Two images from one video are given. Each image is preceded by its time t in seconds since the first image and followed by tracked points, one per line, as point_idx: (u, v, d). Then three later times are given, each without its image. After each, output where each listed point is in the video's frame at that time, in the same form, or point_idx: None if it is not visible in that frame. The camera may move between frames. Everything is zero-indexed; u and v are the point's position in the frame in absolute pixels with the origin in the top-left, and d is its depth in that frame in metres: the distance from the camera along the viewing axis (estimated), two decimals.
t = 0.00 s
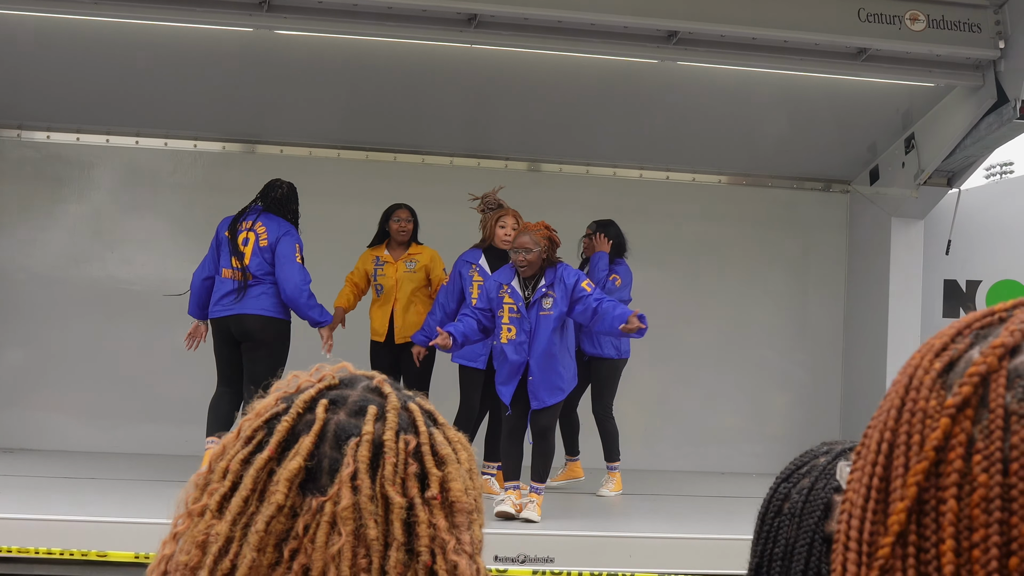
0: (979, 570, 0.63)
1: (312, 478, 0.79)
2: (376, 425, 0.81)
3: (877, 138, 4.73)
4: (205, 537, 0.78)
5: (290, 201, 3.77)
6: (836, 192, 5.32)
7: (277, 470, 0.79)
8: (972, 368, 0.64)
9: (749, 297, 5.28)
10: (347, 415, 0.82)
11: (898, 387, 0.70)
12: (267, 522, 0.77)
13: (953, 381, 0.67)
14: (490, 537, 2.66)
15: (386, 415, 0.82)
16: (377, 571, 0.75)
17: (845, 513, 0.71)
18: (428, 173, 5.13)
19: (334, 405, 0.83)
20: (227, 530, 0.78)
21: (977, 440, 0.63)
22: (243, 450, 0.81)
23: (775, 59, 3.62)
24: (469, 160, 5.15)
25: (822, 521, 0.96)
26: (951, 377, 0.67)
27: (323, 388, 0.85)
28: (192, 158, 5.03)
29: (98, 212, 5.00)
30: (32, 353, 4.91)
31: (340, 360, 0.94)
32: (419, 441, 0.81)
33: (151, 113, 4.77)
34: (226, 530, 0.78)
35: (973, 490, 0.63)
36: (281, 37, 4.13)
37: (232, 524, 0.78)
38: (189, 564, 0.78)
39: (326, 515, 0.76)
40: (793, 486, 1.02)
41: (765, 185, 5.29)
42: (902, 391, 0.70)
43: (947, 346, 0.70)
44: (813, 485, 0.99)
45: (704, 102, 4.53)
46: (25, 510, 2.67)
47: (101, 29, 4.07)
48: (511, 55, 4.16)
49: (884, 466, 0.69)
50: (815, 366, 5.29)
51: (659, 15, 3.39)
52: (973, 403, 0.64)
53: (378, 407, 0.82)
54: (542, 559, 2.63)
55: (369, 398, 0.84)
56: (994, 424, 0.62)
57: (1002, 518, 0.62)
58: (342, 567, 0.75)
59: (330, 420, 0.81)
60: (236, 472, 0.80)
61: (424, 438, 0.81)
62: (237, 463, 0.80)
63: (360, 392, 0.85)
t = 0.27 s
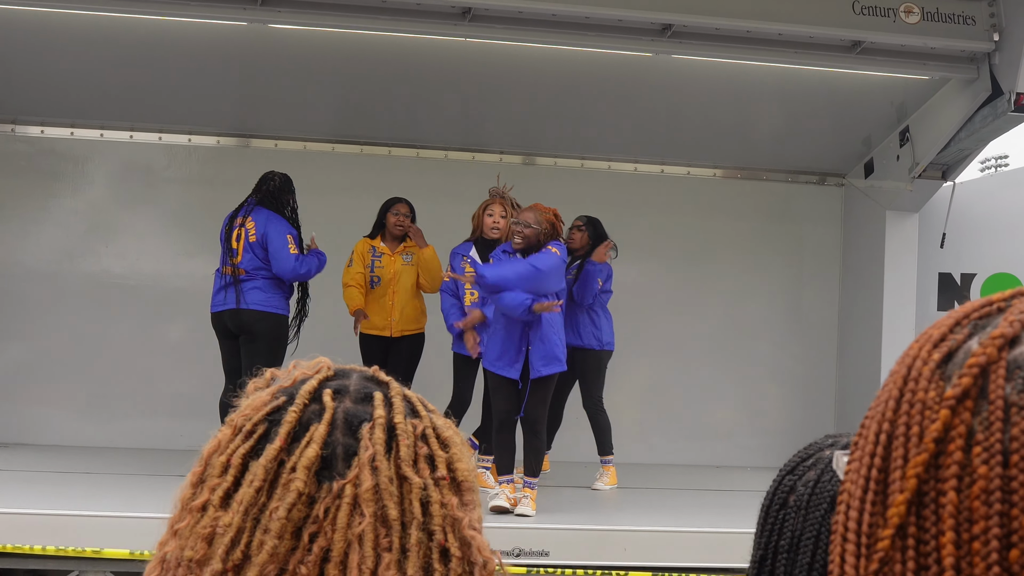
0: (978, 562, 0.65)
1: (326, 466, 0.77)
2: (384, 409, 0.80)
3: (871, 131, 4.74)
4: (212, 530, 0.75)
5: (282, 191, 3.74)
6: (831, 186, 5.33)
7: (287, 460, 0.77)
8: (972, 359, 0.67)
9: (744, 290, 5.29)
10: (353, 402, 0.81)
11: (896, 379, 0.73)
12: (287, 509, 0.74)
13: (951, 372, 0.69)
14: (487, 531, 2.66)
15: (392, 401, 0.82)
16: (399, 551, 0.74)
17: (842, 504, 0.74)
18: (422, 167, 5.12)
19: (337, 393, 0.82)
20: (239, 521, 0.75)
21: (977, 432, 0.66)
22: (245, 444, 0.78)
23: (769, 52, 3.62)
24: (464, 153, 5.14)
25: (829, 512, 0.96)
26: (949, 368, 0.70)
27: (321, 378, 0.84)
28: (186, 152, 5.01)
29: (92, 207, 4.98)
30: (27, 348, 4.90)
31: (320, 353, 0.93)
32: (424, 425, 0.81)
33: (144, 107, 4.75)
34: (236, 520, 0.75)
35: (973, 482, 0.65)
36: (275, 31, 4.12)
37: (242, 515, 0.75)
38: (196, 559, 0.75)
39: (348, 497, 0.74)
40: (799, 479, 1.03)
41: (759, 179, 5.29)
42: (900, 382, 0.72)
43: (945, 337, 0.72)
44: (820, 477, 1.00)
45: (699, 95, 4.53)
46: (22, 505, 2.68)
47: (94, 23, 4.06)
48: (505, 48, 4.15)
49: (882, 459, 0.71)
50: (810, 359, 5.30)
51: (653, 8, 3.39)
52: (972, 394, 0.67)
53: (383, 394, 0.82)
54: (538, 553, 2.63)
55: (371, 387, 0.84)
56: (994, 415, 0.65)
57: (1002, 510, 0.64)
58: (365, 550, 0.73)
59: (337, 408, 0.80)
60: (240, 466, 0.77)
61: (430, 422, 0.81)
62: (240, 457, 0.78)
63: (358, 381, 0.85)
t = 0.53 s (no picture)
0: (979, 554, 0.63)
1: (321, 458, 0.77)
2: (378, 401, 0.81)
3: (867, 125, 4.74)
4: (207, 524, 0.76)
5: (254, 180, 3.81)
6: (826, 180, 5.33)
7: (282, 453, 0.77)
8: (970, 351, 0.66)
9: (739, 284, 5.30)
10: (346, 394, 0.81)
11: (893, 372, 0.71)
12: (283, 503, 0.74)
13: (948, 364, 0.68)
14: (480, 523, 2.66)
15: (384, 393, 0.82)
16: (394, 542, 0.75)
17: (838, 499, 0.73)
18: (418, 158, 5.11)
19: (330, 385, 0.83)
20: (233, 515, 0.75)
21: (975, 424, 0.64)
22: (239, 438, 0.79)
23: (766, 46, 3.62)
24: (459, 145, 5.13)
25: (827, 506, 0.97)
26: (946, 362, 0.68)
27: (314, 370, 0.84)
28: (181, 143, 4.99)
29: (87, 197, 4.97)
30: (22, 338, 4.89)
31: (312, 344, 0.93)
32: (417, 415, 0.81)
33: (139, 97, 4.73)
34: (231, 515, 0.75)
35: (972, 474, 0.64)
36: (270, 21, 4.10)
37: (237, 509, 0.75)
38: (192, 552, 0.75)
39: (342, 490, 0.75)
40: (795, 471, 1.04)
41: (755, 172, 5.30)
42: (897, 375, 0.71)
43: (941, 330, 0.71)
44: (818, 471, 1.01)
45: (696, 87, 4.52)
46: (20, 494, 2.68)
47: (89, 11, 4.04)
48: (502, 40, 4.14)
49: (880, 453, 0.70)
50: (804, 353, 5.32)
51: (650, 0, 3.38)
52: (970, 386, 0.65)
53: (375, 385, 0.82)
54: (531, 545, 2.64)
55: (363, 377, 0.84)
56: (992, 407, 0.64)
57: (1002, 503, 0.63)
58: (360, 542, 0.74)
59: (331, 401, 0.80)
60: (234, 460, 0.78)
61: (422, 413, 0.81)
62: (234, 451, 0.78)
63: (350, 371, 0.85)
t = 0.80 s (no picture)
0: (973, 560, 0.69)
1: (314, 460, 0.77)
2: (371, 402, 0.80)
3: (862, 122, 4.74)
4: (200, 525, 0.76)
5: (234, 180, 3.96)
6: (821, 177, 5.33)
7: (276, 455, 0.77)
8: (965, 359, 0.70)
9: (734, 280, 5.31)
10: (340, 395, 0.81)
11: (885, 379, 0.76)
12: (276, 505, 0.74)
13: (942, 371, 0.73)
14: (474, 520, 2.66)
15: (378, 394, 0.81)
16: (387, 545, 0.75)
17: (831, 505, 0.77)
18: (412, 155, 5.10)
19: (324, 387, 0.82)
20: (227, 517, 0.75)
21: (969, 431, 0.69)
22: (231, 440, 0.78)
23: (761, 43, 3.61)
24: (454, 142, 5.11)
25: (811, 507, 1.01)
26: (939, 368, 0.73)
27: (308, 371, 0.83)
28: (175, 139, 4.97)
29: (81, 194, 4.94)
30: (16, 335, 4.88)
31: (306, 344, 0.92)
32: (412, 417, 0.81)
33: (134, 93, 4.71)
34: (225, 516, 0.75)
35: (967, 481, 0.69)
36: (265, 17, 4.08)
37: (230, 510, 0.75)
38: (185, 554, 0.75)
39: (335, 492, 0.74)
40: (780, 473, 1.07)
41: (750, 169, 5.30)
42: (890, 383, 0.75)
43: (933, 337, 0.75)
44: (801, 471, 1.04)
45: (691, 84, 4.52)
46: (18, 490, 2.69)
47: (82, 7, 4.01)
48: (497, 36, 4.13)
49: (873, 459, 0.74)
50: (798, 350, 5.33)
51: None
52: (964, 394, 0.70)
53: (369, 386, 0.82)
54: (524, 542, 2.64)
55: (358, 379, 0.84)
56: (986, 414, 0.69)
57: (996, 509, 0.68)
58: (354, 545, 0.74)
59: (325, 402, 0.80)
60: (228, 461, 0.77)
61: (417, 414, 0.81)
62: (227, 452, 0.77)
63: (345, 373, 0.84)
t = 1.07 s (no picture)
0: (979, 562, 0.63)
1: (308, 456, 0.77)
2: (367, 399, 0.80)
3: (857, 120, 4.75)
4: (193, 521, 0.75)
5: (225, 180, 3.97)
6: (815, 175, 5.35)
7: (269, 451, 0.76)
8: (970, 358, 0.65)
9: (729, 279, 5.31)
10: (335, 392, 0.81)
11: (887, 377, 0.70)
12: (268, 501, 0.74)
13: (946, 371, 0.67)
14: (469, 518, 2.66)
15: (374, 391, 0.81)
16: (380, 542, 0.74)
17: (831, 502, 0.71)
18: (408, 153, 5.09)
19: (320, 383, 0.82)
20: (220, 512, 0.74)
21: (976, 431, 0.63)
22: (226, 435, 0.78)
23: (756, 41, 3.62)
24: (449, 140, 5.11)
25: (797, 505, 0.99)
26: (944, 368, 0.68)
27: (304, 367, 0.84)
28: (170, 137, 4.96)
29: (75, 191, 4.93)
30: (10, 333, 4.86)
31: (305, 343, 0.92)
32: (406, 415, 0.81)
33: (128, 91, 4.69)
34: (217, 512, 0.74)
35: (973, 483, 0.63)
36: (259, 15, 4.07)
37: (223, 506, 0.75)
38: (176, 548, 0.74)
39: (329, 488, 0.74)
40: (765, 470, 1.04)
41: (744, 167, 5.31)
42: (893, 381, 0.70)
43: (937, 336, 0.70)
44: (787, 470, 1.02)
45: (687, 83, 4.52)
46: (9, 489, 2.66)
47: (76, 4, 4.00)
48: (493, 35, 4.13)
49: (875, 458, 0.69)
50: (793, 348, 5.34)
51: None
52: (970, 394, 0.64)
53: (365, 383, 0.82)
54: (519, 540, 2.64)
55: (353, 376, 0.84)
56: (993, 414, 0.63)
57: (1003, 511, 0.62)
58: (346, 541, 0.73)
59: (320, 398, 0.80)
60: (221, 457, 0.77)
61: (412, 412, 0.81)
62: (221, 448, 0.77)
63: (340, 370, 0.84)
